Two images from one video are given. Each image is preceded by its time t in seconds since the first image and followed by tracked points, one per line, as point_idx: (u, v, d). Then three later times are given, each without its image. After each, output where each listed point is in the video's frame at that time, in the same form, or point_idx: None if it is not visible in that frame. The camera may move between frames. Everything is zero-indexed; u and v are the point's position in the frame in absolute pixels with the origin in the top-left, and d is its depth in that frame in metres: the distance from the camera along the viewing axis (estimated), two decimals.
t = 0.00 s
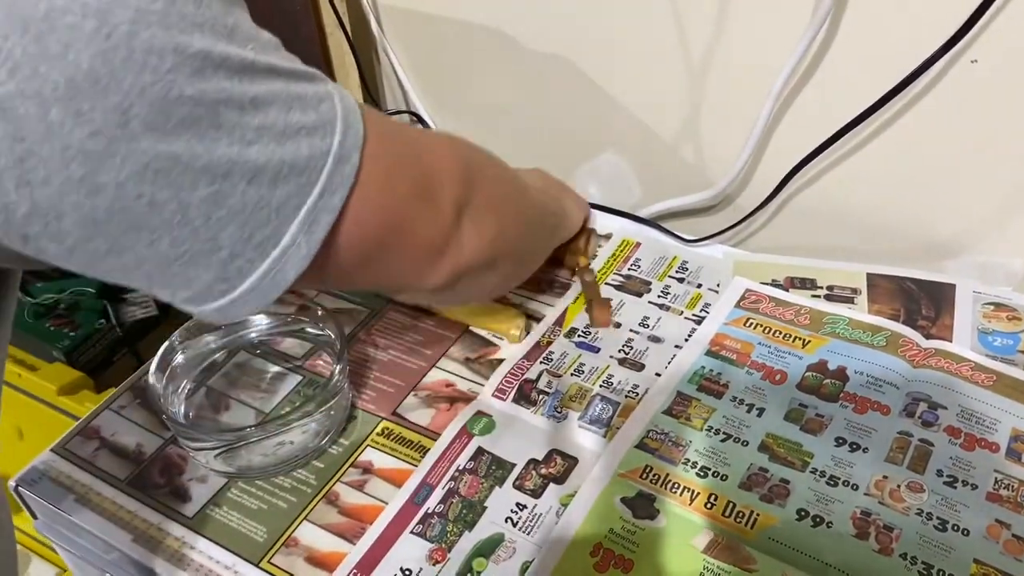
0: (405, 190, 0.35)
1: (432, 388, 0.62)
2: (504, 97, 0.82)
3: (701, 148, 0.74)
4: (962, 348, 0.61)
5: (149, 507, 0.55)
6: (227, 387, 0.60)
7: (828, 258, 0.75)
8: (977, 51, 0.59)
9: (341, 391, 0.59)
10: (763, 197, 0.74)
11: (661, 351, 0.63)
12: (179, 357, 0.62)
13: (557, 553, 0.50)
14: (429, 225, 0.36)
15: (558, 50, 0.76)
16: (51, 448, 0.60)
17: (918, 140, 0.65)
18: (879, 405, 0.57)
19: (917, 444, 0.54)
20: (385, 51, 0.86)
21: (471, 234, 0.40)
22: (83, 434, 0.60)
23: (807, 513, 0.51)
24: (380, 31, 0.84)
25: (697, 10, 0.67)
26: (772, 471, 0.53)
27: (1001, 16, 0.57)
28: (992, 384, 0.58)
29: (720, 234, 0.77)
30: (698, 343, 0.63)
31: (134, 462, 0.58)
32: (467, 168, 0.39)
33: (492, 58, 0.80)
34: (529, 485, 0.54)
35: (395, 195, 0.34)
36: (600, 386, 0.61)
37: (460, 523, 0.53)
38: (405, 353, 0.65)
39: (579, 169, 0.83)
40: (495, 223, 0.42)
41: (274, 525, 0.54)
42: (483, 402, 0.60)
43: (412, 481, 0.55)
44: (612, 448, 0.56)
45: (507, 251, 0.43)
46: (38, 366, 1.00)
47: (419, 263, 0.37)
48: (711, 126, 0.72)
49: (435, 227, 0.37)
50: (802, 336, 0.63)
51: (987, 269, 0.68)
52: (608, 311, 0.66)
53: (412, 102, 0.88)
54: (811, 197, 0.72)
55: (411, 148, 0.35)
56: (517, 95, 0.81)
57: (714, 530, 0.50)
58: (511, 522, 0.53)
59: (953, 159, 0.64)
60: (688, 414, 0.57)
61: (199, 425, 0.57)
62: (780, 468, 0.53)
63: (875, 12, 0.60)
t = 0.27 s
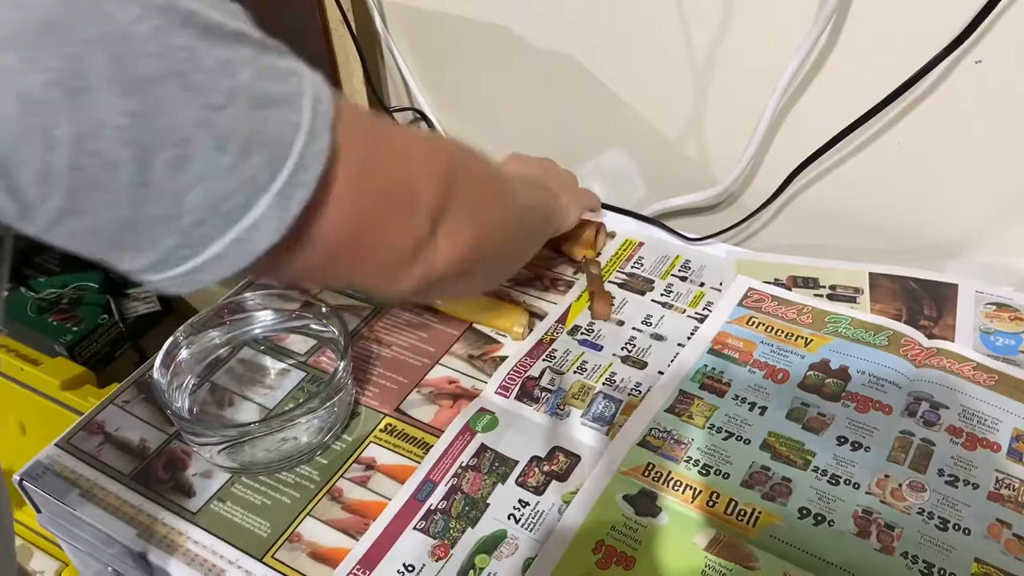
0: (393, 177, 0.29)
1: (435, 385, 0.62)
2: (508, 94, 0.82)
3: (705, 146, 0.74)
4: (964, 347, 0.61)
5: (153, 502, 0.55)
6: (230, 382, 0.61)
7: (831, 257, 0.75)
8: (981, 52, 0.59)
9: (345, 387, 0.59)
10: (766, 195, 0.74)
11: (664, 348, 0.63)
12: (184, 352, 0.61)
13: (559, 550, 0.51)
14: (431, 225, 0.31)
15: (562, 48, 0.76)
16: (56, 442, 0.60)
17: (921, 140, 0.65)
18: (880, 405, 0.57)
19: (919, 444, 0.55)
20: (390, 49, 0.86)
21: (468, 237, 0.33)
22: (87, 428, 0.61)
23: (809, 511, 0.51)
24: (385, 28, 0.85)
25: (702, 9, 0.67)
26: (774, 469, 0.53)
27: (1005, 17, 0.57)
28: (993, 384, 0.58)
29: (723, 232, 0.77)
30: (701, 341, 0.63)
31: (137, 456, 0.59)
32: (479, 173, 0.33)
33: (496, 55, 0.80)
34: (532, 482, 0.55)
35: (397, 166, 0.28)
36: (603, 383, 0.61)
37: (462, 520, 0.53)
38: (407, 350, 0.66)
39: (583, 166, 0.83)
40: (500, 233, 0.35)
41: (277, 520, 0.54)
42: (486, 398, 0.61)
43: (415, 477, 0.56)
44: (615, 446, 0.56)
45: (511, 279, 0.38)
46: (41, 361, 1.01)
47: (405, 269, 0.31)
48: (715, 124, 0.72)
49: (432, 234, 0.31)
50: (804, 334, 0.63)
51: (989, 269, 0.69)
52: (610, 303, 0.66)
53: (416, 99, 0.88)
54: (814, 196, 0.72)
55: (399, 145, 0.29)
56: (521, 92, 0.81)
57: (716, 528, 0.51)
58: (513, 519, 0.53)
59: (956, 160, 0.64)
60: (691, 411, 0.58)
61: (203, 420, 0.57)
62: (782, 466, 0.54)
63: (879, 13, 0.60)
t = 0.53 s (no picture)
0: (53, 457, 0.31)
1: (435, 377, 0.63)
2: (511, 89, 0.82)
3: (707, 143, 0.74)
4: (964, 346, 0.61)
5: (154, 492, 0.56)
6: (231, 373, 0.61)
7: (832, 254, 0.75)
8: (985, 51, 0.59)
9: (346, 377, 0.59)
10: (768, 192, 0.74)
11: (664, 344, 0.63)
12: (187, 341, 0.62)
13: (557, 544, 0.51)
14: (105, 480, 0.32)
15: (566, 43, 0.76)
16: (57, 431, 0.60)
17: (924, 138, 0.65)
18: (880, 402, 0.57)
19: (917, 442, 0.55)
20: (394, 42, 0.86)
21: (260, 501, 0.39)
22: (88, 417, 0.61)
23: (807, 507, 0.51)
24: (389, 21, 0.84)
25: (706, 5, 0.67)
26: (773, 466, 0.54)
27: (1010, 15, 0.57)
28: (993, 383, 0.58)
29: (725, 228, 0.77)
30: (702, 337, 0.63)
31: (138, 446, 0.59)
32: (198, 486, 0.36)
33: (501, 50, 0.80)
34: (531, 476, 0.55)
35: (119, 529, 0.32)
36: (603, 377, 0.61)
37: (461, 513, 0.53)
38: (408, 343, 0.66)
39: (585, 162, 0.83)
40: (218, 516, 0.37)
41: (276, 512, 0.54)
42: (486, 392, 0.61)
43: (414, 470, 0.56)
44: (614, 440, 0.56)
45: (355, 444, 0.45)
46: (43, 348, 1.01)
47: (179, 527, 0.34)
48: (718, 120, 0.72)
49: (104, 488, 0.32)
50: (804, 332, 0.63)
51: (991, 269, 0.68)
52: (611, 298, 0.66)
53: (419, 92, 0.88)
54: (816, 193, 0.72)
55: (64, 451, 0.32)
56: (524, 86, 0.81)
57: (714, 524, 0.51)
58: (512, 512, 0.53)
59: (959, 158, 0.64)
60: (690, 407, 0.58)
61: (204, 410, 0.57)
62: (780, 463, 0.54)
63: (884, 9, 0.60)
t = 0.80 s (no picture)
0: None
1: (450, 363, 0.63)
2: (528, 76, 0.82)
3: (724, 132, 0.74)
4: (981, 341, 0.61)
5: (168, 472, 0.56)
6: (245, 354, 0.61)
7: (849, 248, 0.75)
8: (1010, 44, 0.59)
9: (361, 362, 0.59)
10: (786, 184, 0.74)
11: (679, 334, 0.62)
12: (202, 324, 0.61)
13: (571, 531, 0.51)
14: None
15: (585, 31, 0.76)
16: (71, 409, 0.60)
17: (945, 132, 0.64)
18: (896, 396, 0.57)
19: (933, 436, 0.54)
20: (411, 27, 0.85)
21: None
22: (102, 396, 0.61)
23: (821, 500, 0.51)
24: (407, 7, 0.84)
25: None
26: (788, 458, 0.53)
27: None
28: (1011, 379, 0.58)
29: (741, 220, 0.76)
30: (717, 328, 0.63)
31: (152, 426, 0.59)
32: None
33: (518, 37, 0.80)
34: (544, 463, 0.55)
35: None
36: (617, 366, 0.60)
37: (474, 498, 0.53)
38: (423, 328, 0.66)
39: (601, 151, 0.82)
40: None
41: (290, 493, 0.54)
42: (501, 378, 0.61)
43: (428, 455, 0.56)
44: (628, 429, 0.56)
45: None
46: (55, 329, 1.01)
47: None
48: (736, 111, 0.72)
49: None
50: (820, 324, 0.63)
51: (1008, 265, 0.68)
52: (625, 288, 0.66)
53: (436, 79, 0.88)
54: (834, 186, 0.71)
55: None
56: (541, 74, 0.81)
57: (728, 514, 0.51)
58: (525, 498, 0.53)
59: (979, 153, 0.64)
60: (705, 397, 0.58)
61: (218, 391, 0.57)
62: (795, 454, 0.54)
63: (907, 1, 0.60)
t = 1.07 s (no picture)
0: None
1: (489, 337, 0.62)
2: (566, 53, 0.81)
3: (764, 113, 0.73)
4: None
5: (210, 438, 0.56)
6: (286, 323, 0.61)
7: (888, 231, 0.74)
8: None
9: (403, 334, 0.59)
10: (826, 166, 0.73)
11: (720, 313, 0.62)
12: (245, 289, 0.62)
13: (614, 505, 0.51)
14: None
15: (626, 9, 0.75)
16: (111, 375, 0.60)
17: (994, 116, 0.63)
18: (940, 378, 0.57)
19: (979, 419, 0.54)
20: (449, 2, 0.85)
21: None
22: (142, 362, 0.61)
23: (867, 479, 0.51)
24: None
25: None
26: (832, 437, 0.53)
27: None
28: None
29: (780, 201, 0.76)
30: (758, 307, 0.62)
31: (192, 392, 0.59)
32: None
33: (557, 13, 0.79)
34: (586, 437, 0.54)
35: None
36: (658, 344, 0.60)
37: (516, 469, 0.53)
38: (462, 302, 0.65)
39: (638, 130, 0.82)
40: None
41: (332, 460, 0.54)
42: (540, 353, 0.60)
43: (469, 426, 0.56)
44: (670, 405, 0.56)
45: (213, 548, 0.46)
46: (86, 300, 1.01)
47: None
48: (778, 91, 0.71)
49: None
50: (862, 306, 0.62)
51: None
52: (664, 267, 0.65)
53: (471, 55, 0.87)
54: (877, 169, 0.71)
55: None
56: (580, 51, 0.80)
57: (773, 491, 0.51)
58: (567, 471, 0.53)
59: None
60: (748, 376, 0.57)
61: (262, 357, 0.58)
62: (839, 434, 0.53)
63: None
